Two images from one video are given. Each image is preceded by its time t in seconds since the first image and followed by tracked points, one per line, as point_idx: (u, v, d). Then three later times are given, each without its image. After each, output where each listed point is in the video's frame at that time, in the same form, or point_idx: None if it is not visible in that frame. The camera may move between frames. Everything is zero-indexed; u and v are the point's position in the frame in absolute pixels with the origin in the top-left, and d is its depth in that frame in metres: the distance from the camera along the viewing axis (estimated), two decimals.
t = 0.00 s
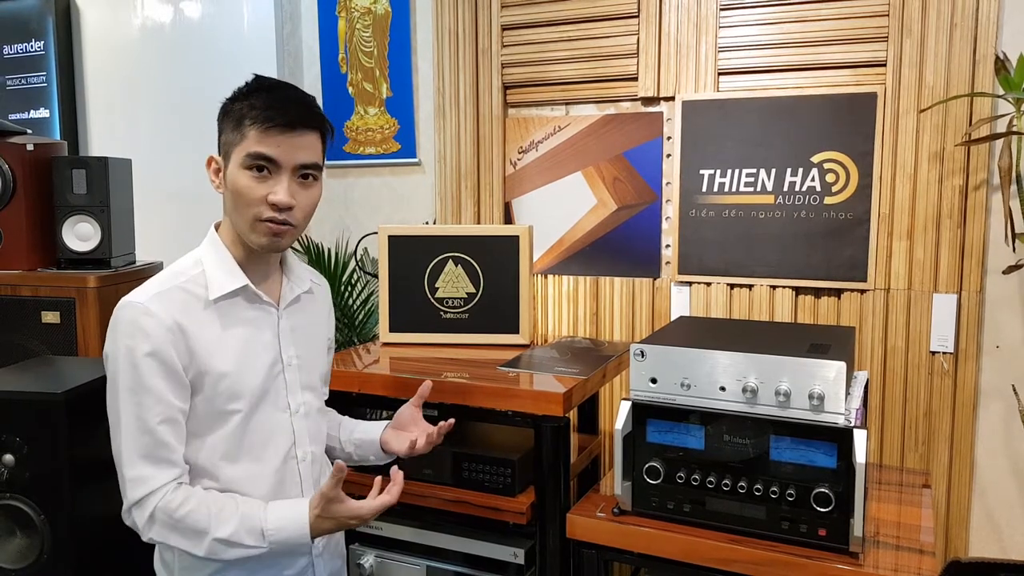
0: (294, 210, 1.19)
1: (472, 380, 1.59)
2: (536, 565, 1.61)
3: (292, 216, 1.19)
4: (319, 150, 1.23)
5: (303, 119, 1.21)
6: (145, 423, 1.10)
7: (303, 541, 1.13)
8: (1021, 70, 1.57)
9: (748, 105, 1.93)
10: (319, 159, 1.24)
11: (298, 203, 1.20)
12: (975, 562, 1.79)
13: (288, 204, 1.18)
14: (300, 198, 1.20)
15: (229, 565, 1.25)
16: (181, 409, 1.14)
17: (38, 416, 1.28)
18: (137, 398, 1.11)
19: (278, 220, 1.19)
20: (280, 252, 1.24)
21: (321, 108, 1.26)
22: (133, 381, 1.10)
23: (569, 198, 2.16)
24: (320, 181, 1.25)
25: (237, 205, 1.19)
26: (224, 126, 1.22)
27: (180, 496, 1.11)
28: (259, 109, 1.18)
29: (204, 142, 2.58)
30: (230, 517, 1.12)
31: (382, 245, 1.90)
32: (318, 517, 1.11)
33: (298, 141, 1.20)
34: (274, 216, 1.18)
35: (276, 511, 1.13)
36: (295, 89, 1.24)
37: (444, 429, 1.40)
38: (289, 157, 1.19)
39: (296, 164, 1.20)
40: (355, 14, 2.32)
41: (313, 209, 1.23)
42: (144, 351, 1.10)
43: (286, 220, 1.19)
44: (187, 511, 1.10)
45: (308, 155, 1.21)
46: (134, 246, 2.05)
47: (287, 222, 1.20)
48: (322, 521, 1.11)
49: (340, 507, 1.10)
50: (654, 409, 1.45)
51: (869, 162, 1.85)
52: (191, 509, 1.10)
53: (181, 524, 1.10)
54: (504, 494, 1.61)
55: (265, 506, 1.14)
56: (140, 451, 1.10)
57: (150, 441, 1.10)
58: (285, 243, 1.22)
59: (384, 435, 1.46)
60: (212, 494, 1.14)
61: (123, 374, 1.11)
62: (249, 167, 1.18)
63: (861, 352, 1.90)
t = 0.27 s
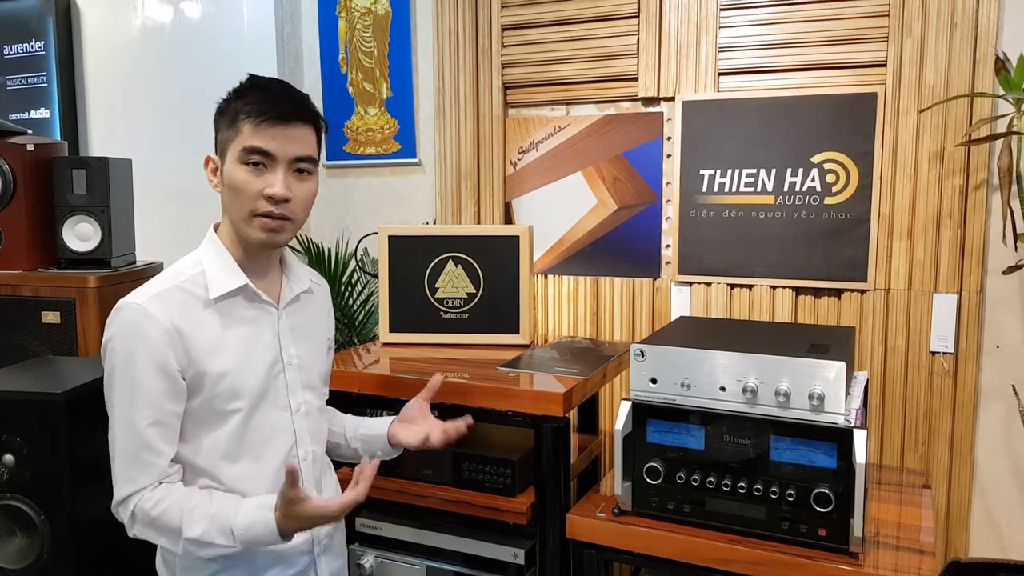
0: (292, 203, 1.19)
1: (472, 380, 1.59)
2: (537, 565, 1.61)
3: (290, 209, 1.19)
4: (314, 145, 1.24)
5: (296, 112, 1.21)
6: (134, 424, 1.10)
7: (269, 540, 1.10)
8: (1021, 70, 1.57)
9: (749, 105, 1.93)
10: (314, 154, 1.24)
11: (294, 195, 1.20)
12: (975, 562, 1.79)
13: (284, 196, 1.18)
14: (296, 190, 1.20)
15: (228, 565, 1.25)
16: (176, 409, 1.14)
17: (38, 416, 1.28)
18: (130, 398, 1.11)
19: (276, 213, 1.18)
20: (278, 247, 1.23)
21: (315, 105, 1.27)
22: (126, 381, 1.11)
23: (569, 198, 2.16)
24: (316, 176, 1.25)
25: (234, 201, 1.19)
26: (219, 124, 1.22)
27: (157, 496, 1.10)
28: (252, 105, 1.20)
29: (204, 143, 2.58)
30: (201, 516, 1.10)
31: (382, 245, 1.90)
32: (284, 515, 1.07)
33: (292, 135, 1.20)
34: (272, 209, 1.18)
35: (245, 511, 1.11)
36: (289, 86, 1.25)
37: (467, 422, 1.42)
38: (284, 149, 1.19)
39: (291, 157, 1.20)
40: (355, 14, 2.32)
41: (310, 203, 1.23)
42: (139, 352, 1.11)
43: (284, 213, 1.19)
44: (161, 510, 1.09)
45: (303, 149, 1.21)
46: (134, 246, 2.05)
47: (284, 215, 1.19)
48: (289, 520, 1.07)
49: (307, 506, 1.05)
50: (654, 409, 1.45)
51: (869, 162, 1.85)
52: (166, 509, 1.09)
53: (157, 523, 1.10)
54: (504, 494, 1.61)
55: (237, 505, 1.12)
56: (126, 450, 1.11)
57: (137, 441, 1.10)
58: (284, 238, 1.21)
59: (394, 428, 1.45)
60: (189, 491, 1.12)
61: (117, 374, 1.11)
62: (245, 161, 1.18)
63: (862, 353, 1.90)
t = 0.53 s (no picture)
0: (290, 195, 1.19)
1: (472, 381, 1.59)
2: (537, 565, 1.61)
3: (289, 200, 1.19)
4: (303, 134, 1.24)
5: (280, 103, 1.21)
6: (132, 423, 1.10)
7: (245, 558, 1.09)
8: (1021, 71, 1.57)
9: (749, 105, 1.93)
10: (305, 143, 1.24)
11: (291, 186, 1.20)
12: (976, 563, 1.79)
13: (282, 188, 1.18)
14: (292, 181, 1.20)
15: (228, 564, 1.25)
16: (176, 409, 1.14)
17: (39, 416, 1.28)
18: (129, 397, 1.11)
19: (276, 206, 1.18)
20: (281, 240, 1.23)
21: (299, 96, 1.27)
22: (128, 380, 1.11)
23: (569, 199, 2.16)
24: (310, 165, 1.25)
25: (233, 199, 1.19)
26: (210, 128, 1.22)
27: (145, 497, 1.10)
28: (235, 103, 1.19)
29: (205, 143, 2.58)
30: (184, 526, 1.10)
31: (382, 246, 1.90)
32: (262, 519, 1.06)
33: (280, 126, 1.20)
34: (271, 203, 1.18)
35: (227, 526, 1.10)
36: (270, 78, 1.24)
37: (467, 465, 1.39)
38: (274, 142, 1.19)
39: (283, 149, 1.20)
40: (355, 14, 2.32)
41: (308, 192, 1.22)
42: (141, 352, 1.11)
43: (284, 205, 1.19)
44: (148, 513, 1.10)
45: (293, 139, 1.21)
46: (135, 247, 2.05)
47: (285, 208, 1.19)
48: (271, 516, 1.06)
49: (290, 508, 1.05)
50: (654, 410, 1.45)
51: (869, 162, 1.85)
52: (152, 512, 1.10)
53: (144, 525, 1.10)
54: (504, 494, 1.61)
55: (220, 517, 1.11)
56: (121, 449, 1.11)
57: (133, 441, 1.10)
58: (287, 230, 1.21)
59: (389, 441, 1.46)
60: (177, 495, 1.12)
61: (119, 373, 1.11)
62: (239, 160, 1.18)
63: (862, 353, 1.90)
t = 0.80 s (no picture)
0: (288, 196, 1.19)
1: (472, 381, 1.59)
2: (538, 565, 1.61)
3: (287, 202, 1.19)
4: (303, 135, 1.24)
5: (281, 104, 1.21)
6: (134, 425, 1.10)
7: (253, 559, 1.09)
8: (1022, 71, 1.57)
9: (750, 105, 1.93)
10: (305, 145, 1.24)
11: (290, 188, 1.19)
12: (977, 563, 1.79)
13: (281, 190, 1.18)
14: (291, 183, 1.20)
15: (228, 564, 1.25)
16: (178, 410, 1.14)
17: (39, 417, 1.28)
18: (131, 398, 1.11)
19: (275, 208, 1.19)
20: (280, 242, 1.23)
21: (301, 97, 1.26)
22: (128, 381, 1.11)
23: (569, 199, 2.16)
24: (310, 166, 1.25)
25: (232, 201, 1.19)
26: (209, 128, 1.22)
27: (153, 499, 1.10)
28: (234, 104, 1.19)
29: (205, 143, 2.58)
30: (192, 527, 1.10)
31: (382, 246, 1.90)
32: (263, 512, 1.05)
33: (280, 128, 1.20)
34: (270, 205, 1.18)
35: (234, 527, 1.10)
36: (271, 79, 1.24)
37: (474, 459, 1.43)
38: (274, 144, 1.19)
39: (282, 151, 1.20)
40: (356, 14, 2.32)
41: (307, 193, 1.22)
42: (141, 352, 1.11)
43: (282, 207, 1.19)
44: (156, 516, 1.10)
45: (293, 141, 1.21)
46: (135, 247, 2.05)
47: (283, 210, 1.19)
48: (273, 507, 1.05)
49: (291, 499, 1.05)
50: (655, 410, 1.45)
51: (870, 162, 1.85)
52: (160, 514, 1.10)
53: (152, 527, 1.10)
54: (504, 494, 1.61)
55: (228, 518, 1.11)
56: (126, 451, 1.11)
57: (136, 442, 1.10)
58: (286, 232, 1.21)
59: (395, 437, 1.46)
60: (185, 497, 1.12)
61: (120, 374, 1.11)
62: (239, 161, 1.18)
63: (862, 353, 1.90)
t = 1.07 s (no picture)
0: (291, 198, 1.19)
1: (473, 381, 1.59)
2: (538, 566, 1.61)
3: (290, 204, 1.19)
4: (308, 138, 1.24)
5: (287, 106, 1.21)
6: (135, 426, 1.10)
7: (261, 559, 1.09)
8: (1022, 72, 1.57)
9: (750, 106, 1.93)
10: (309, 147, 1.24)
11: (292, 190, 1.19)
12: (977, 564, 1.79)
13: (283, 192, 1.18)
14: (294, 185, 1.20)
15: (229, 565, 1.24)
16: (180, 411, 1.14)
17: (38, 417, 1.28)
18: (132, 400, 1.11)
19: (276, 210, 1.19)
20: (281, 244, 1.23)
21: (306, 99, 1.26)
22: (129, 382, 1.11)
23: (570, 199, 2.15)
24: (313, 169, 1.25)
25: (233, 201, 1.19)
26: (214, 127, 1.22)
27: (156, 501, 1.10)
28: (239, 105, 1.19)
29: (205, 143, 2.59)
30: (198, 529, 1.10)
31: (383, 247, 1.90)
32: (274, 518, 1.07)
33: (284, 130, 1.20)
34: (271, 206, 1.18)
35: (241, 528, 1.10)
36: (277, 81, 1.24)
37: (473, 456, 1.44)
38: (278, 146, 1.19)
39: (286, 153, 1.20)
40: (356, 15, 2.32)
41: (309, 197, 1.22)
42: (142, 353, 1.11)
43: (284, 209, 1.19)
44: (160, 518, 1.10)
45: (297, 143, 1.21)
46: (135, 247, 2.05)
47: (285, 211, 1.19)
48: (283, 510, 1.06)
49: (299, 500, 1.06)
50: (655, 410, 1.45)
51: (870, 163, 1.85)
52: (164, 516, 1.10)
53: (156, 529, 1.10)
54: (504, 495, 1.61)
55: (233, 519, 1.11)
56: (127, 452, 1.11)
57: (137, 444, 1.10)
58: (287, 234, 1.21)
59: (394, 438, 1.46)
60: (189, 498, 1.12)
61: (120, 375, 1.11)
62: (242, 161, 1.18)
63: (863, 354, 1.90)
